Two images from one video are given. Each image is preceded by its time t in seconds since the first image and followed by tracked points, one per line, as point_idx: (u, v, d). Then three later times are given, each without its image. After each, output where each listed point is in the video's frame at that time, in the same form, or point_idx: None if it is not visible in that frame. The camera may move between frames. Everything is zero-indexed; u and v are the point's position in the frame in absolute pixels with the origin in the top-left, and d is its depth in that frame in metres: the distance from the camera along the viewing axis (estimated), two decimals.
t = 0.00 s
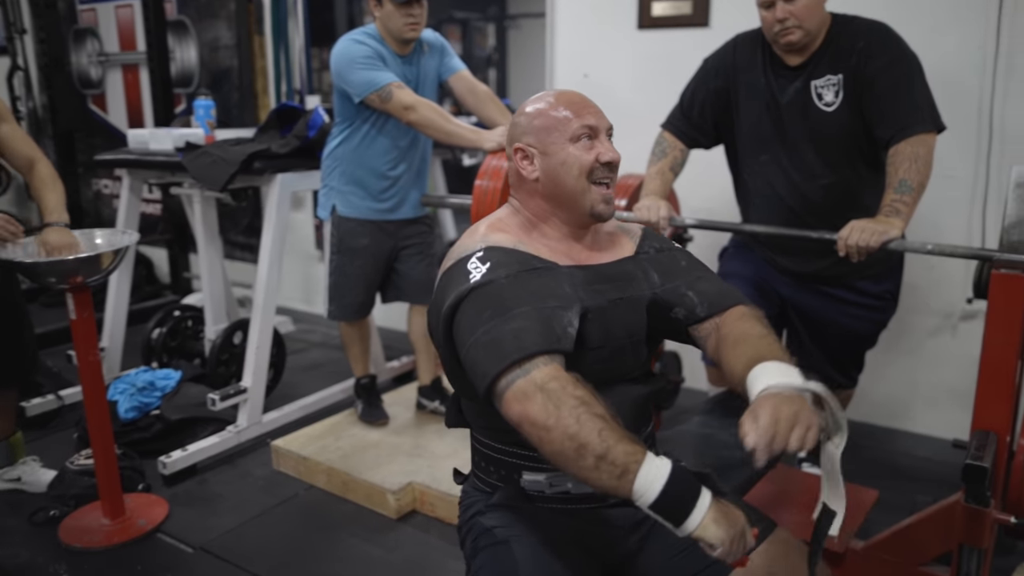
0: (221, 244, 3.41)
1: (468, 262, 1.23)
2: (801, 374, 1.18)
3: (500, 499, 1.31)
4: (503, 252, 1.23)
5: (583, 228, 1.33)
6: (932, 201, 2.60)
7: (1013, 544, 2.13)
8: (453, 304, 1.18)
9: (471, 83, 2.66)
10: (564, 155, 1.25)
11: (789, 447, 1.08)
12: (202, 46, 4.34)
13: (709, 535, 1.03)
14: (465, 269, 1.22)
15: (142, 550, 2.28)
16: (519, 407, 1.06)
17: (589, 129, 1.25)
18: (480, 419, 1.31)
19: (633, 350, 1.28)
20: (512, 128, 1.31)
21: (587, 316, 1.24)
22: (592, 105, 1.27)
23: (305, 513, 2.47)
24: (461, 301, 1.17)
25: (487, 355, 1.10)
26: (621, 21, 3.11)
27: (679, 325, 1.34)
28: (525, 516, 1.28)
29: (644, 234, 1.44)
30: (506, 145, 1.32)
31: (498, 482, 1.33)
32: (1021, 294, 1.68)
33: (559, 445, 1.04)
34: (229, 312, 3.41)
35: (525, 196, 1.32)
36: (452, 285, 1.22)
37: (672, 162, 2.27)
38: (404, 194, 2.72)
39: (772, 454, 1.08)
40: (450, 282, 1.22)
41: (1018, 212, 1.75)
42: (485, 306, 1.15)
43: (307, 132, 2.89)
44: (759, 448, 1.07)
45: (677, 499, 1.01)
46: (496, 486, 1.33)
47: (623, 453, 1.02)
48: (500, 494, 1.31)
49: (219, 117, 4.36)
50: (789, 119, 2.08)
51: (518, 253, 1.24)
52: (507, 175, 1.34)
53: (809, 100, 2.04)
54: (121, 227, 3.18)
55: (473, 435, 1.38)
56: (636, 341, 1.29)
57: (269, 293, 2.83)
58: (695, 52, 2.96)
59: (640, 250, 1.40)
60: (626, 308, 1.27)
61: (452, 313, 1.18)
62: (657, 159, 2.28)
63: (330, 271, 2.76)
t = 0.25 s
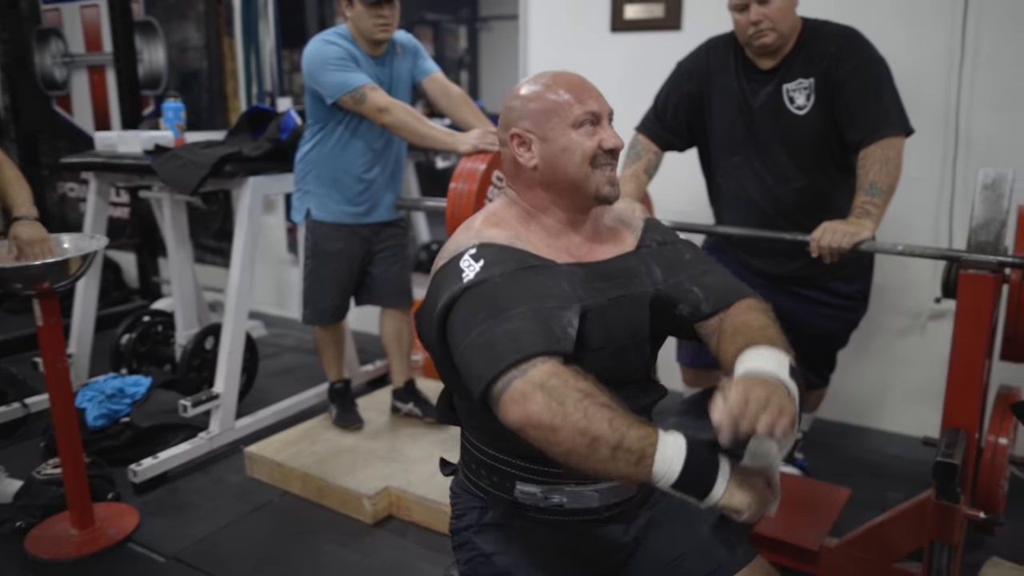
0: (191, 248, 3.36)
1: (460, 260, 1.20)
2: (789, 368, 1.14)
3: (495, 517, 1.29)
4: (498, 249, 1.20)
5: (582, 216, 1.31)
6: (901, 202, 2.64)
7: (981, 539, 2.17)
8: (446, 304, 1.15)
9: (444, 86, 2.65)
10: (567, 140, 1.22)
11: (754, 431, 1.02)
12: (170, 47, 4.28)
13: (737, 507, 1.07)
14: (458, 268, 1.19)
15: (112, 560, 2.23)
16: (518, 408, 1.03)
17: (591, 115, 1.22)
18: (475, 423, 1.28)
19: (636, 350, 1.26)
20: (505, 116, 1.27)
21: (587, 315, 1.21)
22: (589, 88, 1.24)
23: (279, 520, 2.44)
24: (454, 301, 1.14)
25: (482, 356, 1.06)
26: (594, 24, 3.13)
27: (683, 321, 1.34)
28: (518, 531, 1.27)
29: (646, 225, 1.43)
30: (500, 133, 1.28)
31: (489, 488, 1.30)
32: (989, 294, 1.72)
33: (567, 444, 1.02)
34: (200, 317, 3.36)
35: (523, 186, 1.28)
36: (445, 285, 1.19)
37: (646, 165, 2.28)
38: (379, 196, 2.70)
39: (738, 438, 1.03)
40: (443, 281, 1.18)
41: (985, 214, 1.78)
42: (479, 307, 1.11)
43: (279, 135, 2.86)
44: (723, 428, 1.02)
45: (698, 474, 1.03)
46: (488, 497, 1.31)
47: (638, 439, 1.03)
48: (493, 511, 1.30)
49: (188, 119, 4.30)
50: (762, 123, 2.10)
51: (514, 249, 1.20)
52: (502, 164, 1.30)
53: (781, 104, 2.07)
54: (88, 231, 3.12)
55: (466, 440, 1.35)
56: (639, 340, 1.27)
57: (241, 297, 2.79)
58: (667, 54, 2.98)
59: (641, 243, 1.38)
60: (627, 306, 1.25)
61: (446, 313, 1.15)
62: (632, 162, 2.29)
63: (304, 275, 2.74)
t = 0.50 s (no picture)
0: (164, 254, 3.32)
1: (449, 193, 1.02)
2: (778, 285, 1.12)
3: (502, 509, 1.15)
4: (491, 179, 1.02)
5: (573, 148, 1.13)
6: (874, 202, 2.68)
7: (954, 533, 2.21)
8: (438, 241, 0.97)
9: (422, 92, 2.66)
10: (567, 57, 1.04)
11: (728, 336, 1.00)
12: (140, 50, 4.22)
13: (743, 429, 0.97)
14: (447, 200, 1.02)
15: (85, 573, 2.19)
16: (529, 347, 0.87)
17: (590, 34, 1.05)
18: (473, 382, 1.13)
19: (642, 282, 1.12)
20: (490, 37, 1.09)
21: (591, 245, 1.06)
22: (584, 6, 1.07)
23: (257, 527, 2.41)
24: (447, 237, 0.97)
25: (485, 296, 0.89)
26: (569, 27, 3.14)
27: (684, 252, 1.26)
28: (533, 522, 1.14)
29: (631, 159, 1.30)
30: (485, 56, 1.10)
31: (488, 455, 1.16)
32: (961, 293, 1.75)
33: (586, 386, 0.88)
34: (173, 323, 3.32)
35: (509, 111, 1.10)
36: (434, 222, 1.01)
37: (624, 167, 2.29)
38: (356, 200, 2.68)
39: (714, 340, 1.00)
40: (433, 217, 1.01)
41: (956, 213, 1.80)
42: (478, 237, 0.93)
43: (253, 139, 2.83)
44: (695, 328, 1.01)
45: (725, 417, 0.94)
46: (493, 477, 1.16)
47: (662, 376, 0.92)
48: (502, 500, 1.16)
49: (160, 124, 4.25)
50: (737, 125, 2.12)
51: (509, 180, 1.03)
52: (487, 89, 1.12)
53: (755, 106, 2.09)
54: (58, 237, 3.07)
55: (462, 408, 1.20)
56: (643, 272, 1.13)
57: (216, 303, 2.76)
58: (642, 58, 3.00)
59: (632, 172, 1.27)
60: (630, 234, 1.10)
61: (438, 251, 0.98)
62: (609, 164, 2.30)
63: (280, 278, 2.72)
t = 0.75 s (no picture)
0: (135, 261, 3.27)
1: (451, 98, 0.95)
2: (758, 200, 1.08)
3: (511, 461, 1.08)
4: (493, 83, 0.96)
5: (544, 70, 1.10)
6: (844, 209, 2.72)
7: (926, 535, 2.25)
8: (452, 137, 0.90)
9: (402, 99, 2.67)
10: None
11: (736, 259, 0.93)
12: (109, 54, 4.16)
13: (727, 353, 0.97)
14: (452, 103, 0.95)
15: None
16: (577, 236, 0.80)
17: None
18: (471, 316, 1.06)
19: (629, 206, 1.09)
20: None
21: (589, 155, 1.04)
22: None
23: (233, 539, 2.38)
24: (462, 134, 0.90)
25: (526, 184, 0.83)
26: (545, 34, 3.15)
27: (659, 175, 1.20)
28: (528, 497, 1.08)
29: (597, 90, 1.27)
30: None
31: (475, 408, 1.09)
32: (930, 300, 1.79)
33: (635, 278, 0.82)
34: (145, 332, 3.27)
35: (479, 31, 1.06)
36: (438, 125, 0.94)
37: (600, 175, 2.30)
38: (335, 207, 2.67)
39: (719, 264, 0.92)
40: (437, 120, 0.94)
41: (925, 221, 1.82)
42: (501, 133, 0.87)
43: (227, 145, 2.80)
44: (703, 252, 0.91)
45: (758, 315, 0.92)
46: (484, 433, 1.09)
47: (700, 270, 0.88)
48: (496, 466, 1.07)
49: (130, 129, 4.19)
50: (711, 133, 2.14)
51: (509, 85, 0.97)
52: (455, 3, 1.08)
53: (729, 115, 2.12)
54: (26, 246, 3.01)
55: (443, 358, 1.12)
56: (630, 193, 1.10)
57: (189, 312, 2.74)
58: (616, 65, 3.02)
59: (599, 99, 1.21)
60: (621, 149, 1.09)
61: (451, 152, 0.91)
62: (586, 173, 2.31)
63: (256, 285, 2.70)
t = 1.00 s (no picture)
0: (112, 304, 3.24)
1: (480, 126, 0.92)
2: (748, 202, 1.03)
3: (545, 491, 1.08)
4: (512, 111, 0.97)
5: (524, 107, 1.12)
6: (821, 250, 2.76)
7: None
8: (501, 168, 0.87)
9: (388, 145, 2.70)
10: (521, 18, 1.03)
11: (764, 251, 0.94)
12: (89, 96, 4.16)
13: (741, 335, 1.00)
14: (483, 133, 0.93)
15: None
16: (655, 248, 0.84)
17: None
18: (505, 357, 1.04)
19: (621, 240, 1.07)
20: None
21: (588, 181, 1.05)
22: None
23: None
24: (512, 162, 0.87)
25: (595, 208, 0.83)
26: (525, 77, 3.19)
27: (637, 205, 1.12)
28: (549, 561, 1.09)
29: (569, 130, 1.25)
30: (431, 11, 1.07)
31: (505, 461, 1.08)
32: (906, 345, 1.81)
33: (702, 280, 0.87)
34: (121, 376, 3.22)
35: (463, 68, 1.07)
36: (475, 156, 0.90)
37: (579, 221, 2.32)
38: (320, 247, 2.68)
39: (750, 258, 0.93)
40: (474, 148, 0.91)
41: (898, 266, 1.85)
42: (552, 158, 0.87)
43: (208, 190, 2.80)
44: (734, 246, 0.92)
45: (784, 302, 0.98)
46: (514, 485, 1.07)
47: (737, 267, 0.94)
48: (517, 540, 1.08)
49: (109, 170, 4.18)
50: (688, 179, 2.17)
51: (525, 114, 0.98)
52: (433, 45, 1.09)
53: (705, 161, 2.15)
54: None
55: (468, 416, 1.09)
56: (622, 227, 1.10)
57: (167, 357, 2.70)
58: (595, 109, 3.06)
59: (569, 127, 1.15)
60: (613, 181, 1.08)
61: (500, 180, 0.87)
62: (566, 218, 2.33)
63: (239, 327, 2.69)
